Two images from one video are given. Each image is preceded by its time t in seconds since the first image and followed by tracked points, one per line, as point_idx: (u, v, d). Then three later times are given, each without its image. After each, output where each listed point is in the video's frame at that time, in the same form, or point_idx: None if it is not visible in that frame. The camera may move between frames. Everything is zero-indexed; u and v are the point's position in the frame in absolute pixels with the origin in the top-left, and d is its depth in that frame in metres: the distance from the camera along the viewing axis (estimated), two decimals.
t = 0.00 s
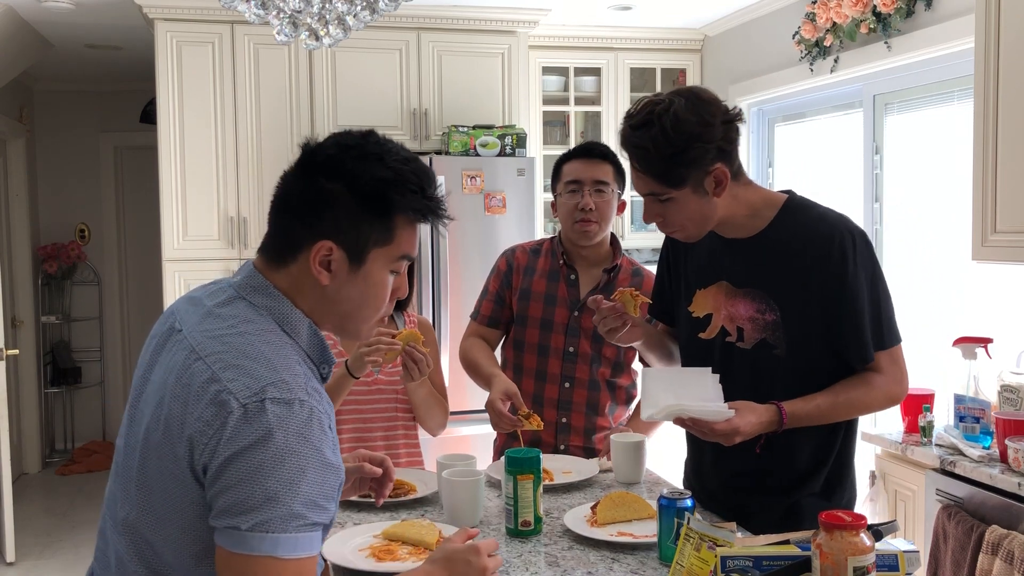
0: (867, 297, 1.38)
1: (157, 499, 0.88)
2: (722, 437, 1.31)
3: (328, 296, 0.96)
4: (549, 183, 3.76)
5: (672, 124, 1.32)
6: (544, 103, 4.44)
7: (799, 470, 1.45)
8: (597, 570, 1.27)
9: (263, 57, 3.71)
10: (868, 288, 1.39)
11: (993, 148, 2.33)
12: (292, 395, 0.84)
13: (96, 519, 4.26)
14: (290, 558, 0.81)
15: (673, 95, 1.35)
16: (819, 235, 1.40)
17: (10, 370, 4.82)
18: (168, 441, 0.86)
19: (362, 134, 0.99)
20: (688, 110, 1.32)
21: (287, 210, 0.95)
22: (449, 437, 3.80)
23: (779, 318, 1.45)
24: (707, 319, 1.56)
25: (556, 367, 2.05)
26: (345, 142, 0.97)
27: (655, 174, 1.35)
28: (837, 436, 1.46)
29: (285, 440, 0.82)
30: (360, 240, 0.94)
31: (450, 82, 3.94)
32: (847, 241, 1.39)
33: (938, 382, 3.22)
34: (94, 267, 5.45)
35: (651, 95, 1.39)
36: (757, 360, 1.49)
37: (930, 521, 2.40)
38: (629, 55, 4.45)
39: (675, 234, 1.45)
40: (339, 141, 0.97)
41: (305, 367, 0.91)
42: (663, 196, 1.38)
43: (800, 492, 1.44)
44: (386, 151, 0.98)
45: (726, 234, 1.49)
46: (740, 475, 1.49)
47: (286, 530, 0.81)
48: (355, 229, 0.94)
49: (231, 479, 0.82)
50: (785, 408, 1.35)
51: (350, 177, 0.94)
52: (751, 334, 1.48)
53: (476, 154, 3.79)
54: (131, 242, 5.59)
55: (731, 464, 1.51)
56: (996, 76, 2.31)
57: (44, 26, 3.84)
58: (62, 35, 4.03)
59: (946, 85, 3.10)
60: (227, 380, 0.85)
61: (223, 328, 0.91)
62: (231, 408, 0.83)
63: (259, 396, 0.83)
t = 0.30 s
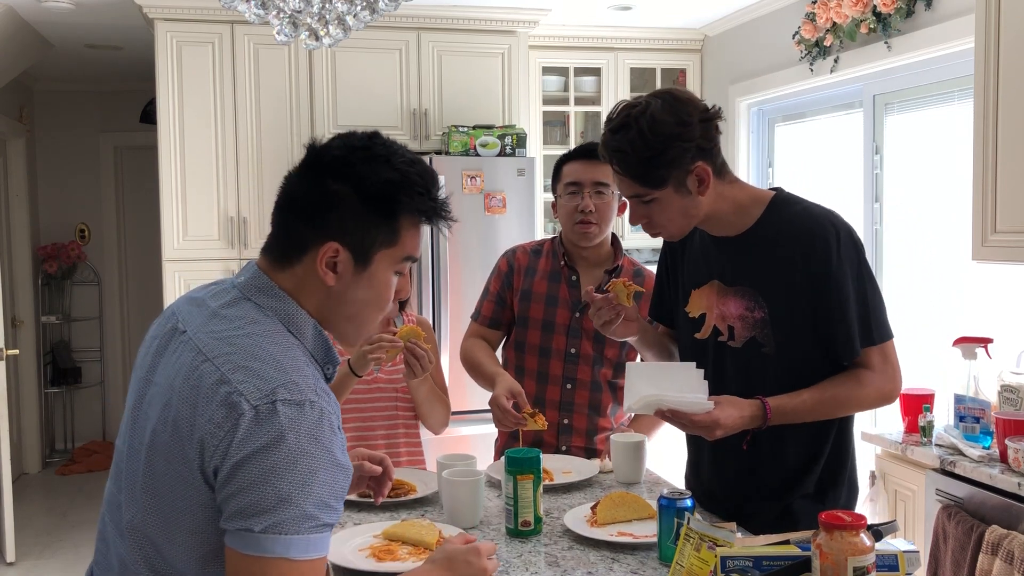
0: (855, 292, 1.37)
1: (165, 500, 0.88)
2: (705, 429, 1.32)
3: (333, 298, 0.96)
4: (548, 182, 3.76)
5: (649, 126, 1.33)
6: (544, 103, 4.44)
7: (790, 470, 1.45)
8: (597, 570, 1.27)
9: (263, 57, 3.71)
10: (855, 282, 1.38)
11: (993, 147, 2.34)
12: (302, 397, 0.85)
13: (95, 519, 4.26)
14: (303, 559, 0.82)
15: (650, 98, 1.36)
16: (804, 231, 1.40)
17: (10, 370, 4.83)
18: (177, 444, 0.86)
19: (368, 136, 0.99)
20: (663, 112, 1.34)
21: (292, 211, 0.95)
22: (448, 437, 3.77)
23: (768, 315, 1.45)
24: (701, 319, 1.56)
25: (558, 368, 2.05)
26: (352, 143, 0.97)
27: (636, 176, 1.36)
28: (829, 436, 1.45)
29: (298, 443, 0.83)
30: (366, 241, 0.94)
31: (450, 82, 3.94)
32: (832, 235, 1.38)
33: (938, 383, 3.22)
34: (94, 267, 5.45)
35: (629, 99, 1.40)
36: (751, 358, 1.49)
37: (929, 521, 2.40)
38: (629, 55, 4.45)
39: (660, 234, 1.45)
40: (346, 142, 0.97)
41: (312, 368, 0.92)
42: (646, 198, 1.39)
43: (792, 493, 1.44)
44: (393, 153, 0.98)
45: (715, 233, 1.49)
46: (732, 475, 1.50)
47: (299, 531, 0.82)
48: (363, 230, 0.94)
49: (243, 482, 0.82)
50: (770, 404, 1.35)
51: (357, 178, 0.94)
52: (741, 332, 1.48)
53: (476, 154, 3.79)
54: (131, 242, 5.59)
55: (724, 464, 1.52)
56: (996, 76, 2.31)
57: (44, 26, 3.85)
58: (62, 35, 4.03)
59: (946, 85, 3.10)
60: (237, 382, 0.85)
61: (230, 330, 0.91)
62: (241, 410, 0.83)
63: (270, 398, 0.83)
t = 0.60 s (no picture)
0: (854, 291, 1.37)
1: (175, 507, 0.88)
2: (698, 428, 1.33)
3: (331, 295, 0.97)
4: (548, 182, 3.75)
5: (645, 130, 1.33)
6: (544, 103, 4.43)
7: (789, 471, 1.45)
8: (597, 570, 1.27)
9: (263, 57, 3.71)
10: (853, 282, 1.38)
11: (993, 147, 2.33)
12: (306, 395, 0.85)
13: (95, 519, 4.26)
14: (335, 550, 0.83)
15: (647, 100, 1.36)
16: (803, 231, 1.40)
17: (10, 370, 4.83)
18: (184, 450, 0.86)
19: (364, 133, 0.99)
20: (659, 115, 1.34)
21: (288, 209, 0.94)
22: (447, 437, 3.74)
23: (767, 316, 1.45)
24: (701, 319, 1.56)
25: (558, 369, 2.05)
26: (349, 141, 0.97)
27: (631, 180, 1.37)
28: (829, 437, 1.45)
29: (313, 441, 0.83)
30: (366, 239, 0.95)
31: (450, 82, 3.94)
32: (830, 235, 1.38)
33: (938, 383, 3.22)
34: (94, 267, 5.45)
35: (626, 102, 1.40)
36: (749, 358, 1.49)
37: (930, 521, 2.40)
38: (629, 55, 4.45)
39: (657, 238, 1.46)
40: (343, 140, 0.97)
41: (311, 365, 0.92)
42: (642, 201, 1.40)
43: (791, 494, 1.44)
44: (390, 151, 0.99)
45: (715, 232, 1.49)
46: (732, 475, 1.50)
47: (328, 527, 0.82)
48: (363, 228, 0.94)
49: (260, 484, 0.82)
50: (767, 403, 1.35)
51: (357, 177, 0.95)
52: (741, 332, 1.48)
53: (476, 154, 3.79)
54: (131, 242, 5.59)
55: (723, 464, 1.52)
56: (996, 76, 2.31)
57: (44, 26, 3.85)
58: (62, 35, 4.03)
59: (946, 85, 3.10)
60: (239, 386, 0.85)
61: (226, 331, 0.90)
62: (248, 414, 0.83)
63: (275, 400, 0.84)
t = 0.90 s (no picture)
0: (857, 293, 1.37)
1: (198, 511, 0.87)
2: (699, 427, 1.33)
3: (332, 294, 0.97)
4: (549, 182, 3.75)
5: (661, 138, 1.32)
6: (544, 103, 4.44)
7: (791, 472, 1.45)
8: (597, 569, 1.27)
9: (263, 58, 3.71)
10: (858, 284, 1.38)
11: (992, 147, 2.34)
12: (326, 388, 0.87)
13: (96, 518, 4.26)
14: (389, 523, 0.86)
15: (662, 107, 1.35)
16: (808, 232, 1.40)
17: (10, 371, 4.83)
18: (205, 455, 0.85)
19: (362, 134, 1.00)
20: (676, 124, 1.33)
21: (287, 210, 0.94)
22: (448, 437, 3.77)
23: (772, 317, 1.45)
24: (703, 319, 1.56)
25: (559, 367, 2.05)
26: (348, 142, 0.97)
27: (643, 187, 1.36)
28: (832, 438, 1.45)
29: (346, 428, 0.86)
30: (366, 240, 0.95)
31: (450, 82, 3.94)
32: (835, 236, 1.38)
33: (938, 383, 3.22)
34: (94, 267, 5.45)
35: (642, 105, 1.39)
36: (753, 359, 1.49)
37: (930, 521, 2.40)
38: (629, 55, 4.45)
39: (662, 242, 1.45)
40: (343, 142, 0.97)
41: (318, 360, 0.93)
42: (651, 208, 1.39)
43: (792, 495, 1.44)
44: (388, 152, 0.99)
45: (719, 233, 1.48)
46: (732, 476, 1.50)
47: (374, 510, 0.84)
48: (363, 229, 0.95)
49: (299, 477, 0.84)
50: (768, 404, 1.35)
51: (357, 178, 0.95)
52: (745, 333, 1.48)
53: (476, 154, 3.79)
54: (131, 242, 5.59)
55: (724, 464, 1.52)
56: (996, 75, 2.31)
57: (45, 26, 3.85)
58: (62, 35, 4.04)
59: (946, 85, 3.10)
60: (258, 386, 0.85)
61: (231, 334, 0.90)
62: (274, 413, 0.84)
63: (298, 396, 0.85)
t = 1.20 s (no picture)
0: (863, 293, 1.37)
1: (201, 507, 0.87)
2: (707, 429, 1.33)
3: (331, 293, 0.97)
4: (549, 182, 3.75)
5: (684, 135, 1.32)
6: (545, 103, 4.44)
7: (793, 471, 1.45)
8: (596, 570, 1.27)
9: (263, 58, 3.71)
10: (864, 285, 1.37)
11: (992, 147, 2.34)
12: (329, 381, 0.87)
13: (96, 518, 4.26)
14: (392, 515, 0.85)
15: (689, 104, 1.34)
16: (814, 233, 1.40)
17: (10, 371, 4.83)
18: (208, 450, 0.85)
19: (361, 134, 1.01)
20: (701, 125, 1.32)
21: (286, 208, 0.94)
22: (448, 437, 3.77)
23: (776, 317, 1.45)
24: (707, 318, 1.56)
25: (559, 369, 2.06)
26: (347, 141, 0.98)
27: (654, 179, 1.36)
28: (835, 437, 1.44)
29: (348, 418, 0.86)
30: (365, 237, 0.96)
31: (450, 83, 3.94)
32: (841, 238, 1.38)
33: (939, 382, 3.22)
34: (94, 267, 5.44)
35: (668, 98, 1.38)
36: (757, 359, 1.49)
37: (930, 521, 2.40)
38: (629, 55, 4.45)
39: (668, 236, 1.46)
40: (342, 141, 0.98)
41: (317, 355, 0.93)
42: (657, 202, 1.39)
43: (795, 495, 1.44)
44: (386, 152, 1.00)
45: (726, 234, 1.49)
46: (734, 475, 1.51)
47: (377, 498, 0.84)
48: (362, 227, 0.95)
49: (302, 470, 0.84)
50: (774, 404, 1.35)
51: (356, 177, 0.96)
52: (750, 333, 1.48)
53: (476, 154, 3.79)
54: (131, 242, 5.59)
55: (727, 463, 1.52)
56: (996, 74, 2.31)
57: (45, 26, 3.85)
58: (62, 35, 4.03)
59: (946, 85, 3.10)
60: (261, 380, 0.85)
61: (232, 330, 0.90)
62: (277, 405, 0.84)
63: (301, 389, 0.85)
